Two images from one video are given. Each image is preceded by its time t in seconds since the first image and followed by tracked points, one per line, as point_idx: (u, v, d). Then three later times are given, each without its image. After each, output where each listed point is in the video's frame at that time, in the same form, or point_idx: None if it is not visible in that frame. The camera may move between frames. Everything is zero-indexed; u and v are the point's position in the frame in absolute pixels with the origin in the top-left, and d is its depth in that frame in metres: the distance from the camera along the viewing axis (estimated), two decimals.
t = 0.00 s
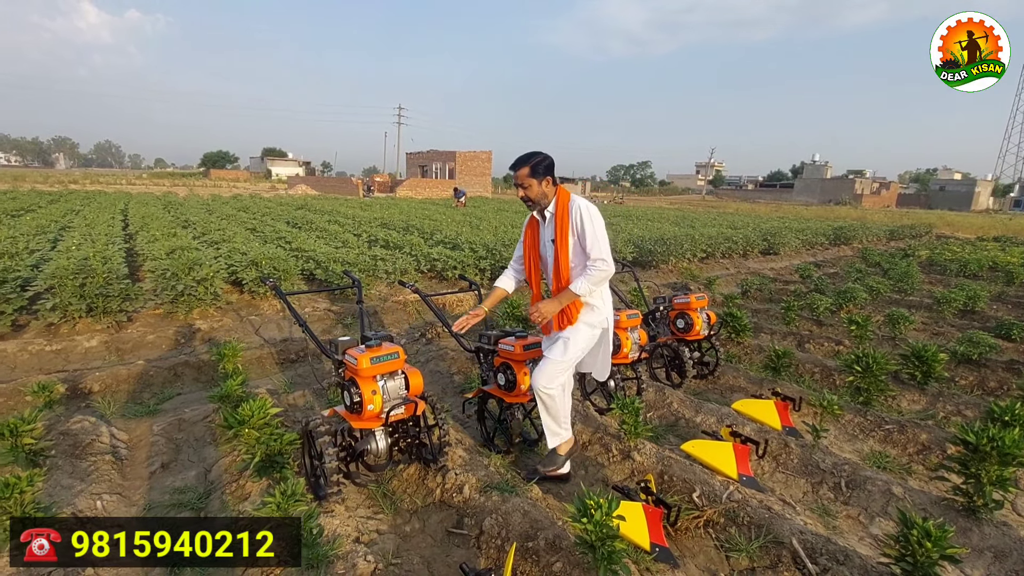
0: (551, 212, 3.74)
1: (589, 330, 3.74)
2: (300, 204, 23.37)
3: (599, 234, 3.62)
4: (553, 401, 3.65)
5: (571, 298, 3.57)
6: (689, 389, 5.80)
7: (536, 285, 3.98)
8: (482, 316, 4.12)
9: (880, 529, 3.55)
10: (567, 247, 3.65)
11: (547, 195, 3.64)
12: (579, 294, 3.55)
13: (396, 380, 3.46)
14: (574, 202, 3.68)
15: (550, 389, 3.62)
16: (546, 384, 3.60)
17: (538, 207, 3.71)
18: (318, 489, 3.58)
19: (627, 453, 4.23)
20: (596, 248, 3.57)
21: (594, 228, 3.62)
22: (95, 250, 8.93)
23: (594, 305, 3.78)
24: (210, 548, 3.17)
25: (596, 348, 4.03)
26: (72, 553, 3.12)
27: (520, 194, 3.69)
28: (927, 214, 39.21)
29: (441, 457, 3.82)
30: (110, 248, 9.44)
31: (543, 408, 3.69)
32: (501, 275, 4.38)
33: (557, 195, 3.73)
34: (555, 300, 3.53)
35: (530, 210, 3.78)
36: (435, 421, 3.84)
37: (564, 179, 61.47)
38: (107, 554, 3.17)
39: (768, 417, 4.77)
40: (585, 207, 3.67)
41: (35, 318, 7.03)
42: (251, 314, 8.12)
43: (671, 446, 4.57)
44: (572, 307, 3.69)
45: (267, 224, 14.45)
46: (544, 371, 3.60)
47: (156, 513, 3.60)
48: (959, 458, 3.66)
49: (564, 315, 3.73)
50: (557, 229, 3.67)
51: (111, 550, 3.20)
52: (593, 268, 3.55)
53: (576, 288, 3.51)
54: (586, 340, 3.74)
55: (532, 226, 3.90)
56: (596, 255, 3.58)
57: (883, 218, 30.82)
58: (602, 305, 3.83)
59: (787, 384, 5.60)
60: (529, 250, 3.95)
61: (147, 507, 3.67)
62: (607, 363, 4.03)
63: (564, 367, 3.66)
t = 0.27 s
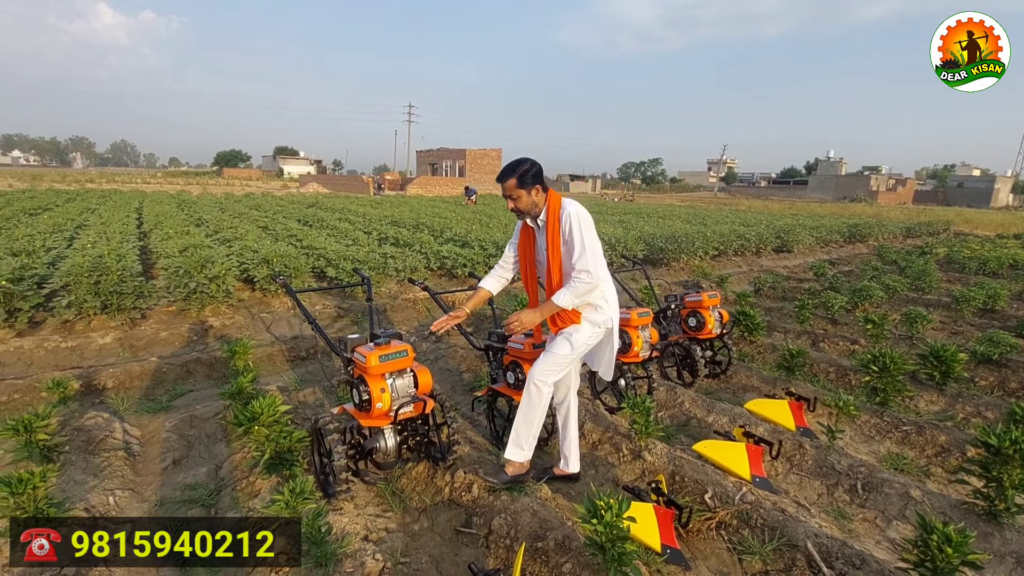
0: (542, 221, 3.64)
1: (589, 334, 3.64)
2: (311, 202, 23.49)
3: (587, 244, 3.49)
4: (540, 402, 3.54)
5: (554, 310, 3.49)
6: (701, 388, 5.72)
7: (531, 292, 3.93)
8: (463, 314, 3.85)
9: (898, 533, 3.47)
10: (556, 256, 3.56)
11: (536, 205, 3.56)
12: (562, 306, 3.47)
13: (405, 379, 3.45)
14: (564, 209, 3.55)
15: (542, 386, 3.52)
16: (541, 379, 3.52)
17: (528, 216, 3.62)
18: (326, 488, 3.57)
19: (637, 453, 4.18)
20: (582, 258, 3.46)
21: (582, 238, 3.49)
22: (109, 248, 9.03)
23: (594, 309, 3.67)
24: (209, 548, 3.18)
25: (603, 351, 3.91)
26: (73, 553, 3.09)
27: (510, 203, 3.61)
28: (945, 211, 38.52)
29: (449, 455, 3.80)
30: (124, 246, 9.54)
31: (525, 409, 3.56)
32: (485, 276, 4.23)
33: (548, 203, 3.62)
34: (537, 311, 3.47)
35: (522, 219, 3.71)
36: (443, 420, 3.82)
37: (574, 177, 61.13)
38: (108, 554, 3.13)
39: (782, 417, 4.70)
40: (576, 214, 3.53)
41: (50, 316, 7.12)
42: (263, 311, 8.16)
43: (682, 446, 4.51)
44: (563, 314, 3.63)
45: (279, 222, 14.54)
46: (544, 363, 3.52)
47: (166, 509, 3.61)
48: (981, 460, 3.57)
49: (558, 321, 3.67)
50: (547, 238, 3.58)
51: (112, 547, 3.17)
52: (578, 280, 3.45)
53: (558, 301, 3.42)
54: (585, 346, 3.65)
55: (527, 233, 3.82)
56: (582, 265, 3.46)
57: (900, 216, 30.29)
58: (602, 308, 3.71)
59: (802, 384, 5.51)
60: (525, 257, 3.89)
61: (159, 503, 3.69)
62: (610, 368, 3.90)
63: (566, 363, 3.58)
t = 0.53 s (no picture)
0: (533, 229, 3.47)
1: (590, 336, 3.50)
2: (329, 195, 23.68)
3: (569, 256, 3.29)
4: (548, 404, 3.48)
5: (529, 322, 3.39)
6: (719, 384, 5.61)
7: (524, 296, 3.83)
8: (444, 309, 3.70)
9: (926, 537, 3.36)
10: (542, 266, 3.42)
11: (524, 215, 3.38)
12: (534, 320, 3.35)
13: (418, 371, 3.40)
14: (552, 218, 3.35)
15: (549, 388, 3.47)
16: (548, 381, 3.47)
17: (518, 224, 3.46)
18: (340, 479, 3.55)
19: (654, 449, 4.11)
20: (560, 273, 3.29)
21: (565, 251, 3.30)
22: (131, 239, 9.16)
23: (591, 311, 3.52)
24: (218, 542, 3.15)
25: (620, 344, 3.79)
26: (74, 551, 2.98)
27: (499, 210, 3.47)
28: (975, 205, 37.40)
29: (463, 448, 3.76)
30: (146, 237, 9.67)
31: (532, 410, 3.51)
32: (476, 269, 4.08)
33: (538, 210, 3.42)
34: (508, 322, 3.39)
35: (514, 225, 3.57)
36: (458, 413, 3.79)
37: (592, 170, 60.65)
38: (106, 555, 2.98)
39: (804, 416, 4.58)
40: (563, 224, 3.32)
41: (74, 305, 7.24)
42: (280, 302, 8.22)
43: (700, 443, 4.42)
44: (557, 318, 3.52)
45: (297, 214, 14.65)
46: (550, 366, 3.46)
47: (182, 498, 3.62)
48: (1015, 463, 3.42)
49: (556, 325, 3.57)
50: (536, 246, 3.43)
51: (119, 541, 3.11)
52: (551, 295, 3.30)
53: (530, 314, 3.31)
54: (584, 350, 3.51)
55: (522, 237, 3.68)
56: (559, 280, 3.29)
57: (927, 209, 29.48)
58: (602, 310, 3.55)
59: (825, 382, 5.37)
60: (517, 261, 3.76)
61: (176, 490, 3.70)
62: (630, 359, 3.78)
63: (573, 365, 3.51)
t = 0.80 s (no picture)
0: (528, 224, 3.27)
1: (597, 325, 3.37)
2: (342, 179, 23.64)
3: (559, 252, 3.10)
4: (554, 394, 3.37)
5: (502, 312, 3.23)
6: (736, 375, 5.47)
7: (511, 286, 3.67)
8: (435, 301, 3.51)
9: (951, 539, 3.23)
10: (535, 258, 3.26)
11: (520, 211, 3.16)
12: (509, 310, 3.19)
13: (428, 358, 3.32)
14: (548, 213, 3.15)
15: (555, 378, 3.36)
16: (554, 371, 3.36)
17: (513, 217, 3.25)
18: (347, 467, 3.49)
19: (668, 442, 4.00)
20: (544, 267, 3.10)
21: (556, 246, 3.10)
22: (144, 222, 9.17)
23: (599, 300, 3.42)
24: (225, 530, 3.11)
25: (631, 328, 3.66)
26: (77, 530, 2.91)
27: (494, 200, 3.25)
28: (1001, 195, 36.34)
29: (472, 438, 3.68)
30: (158, 219, 9.68)
31: (538, 401, 3.42)
32: (467, 258, 3.78)
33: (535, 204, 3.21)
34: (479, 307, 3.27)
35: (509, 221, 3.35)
36: (467, 402, 3.71)
37: (606, 156, 59.92)
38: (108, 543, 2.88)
39: (824, 410, 4.42)
40: (559, 219, 3.12)
41: (87, 287, 7.27)
42: (291, 286, 8.18)
43: (715, 436, 4.31)
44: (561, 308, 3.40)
45: (309, 198, 14.61)
46: (556, 356, 3.37)
47: (190, 482, 3.59)
48: None
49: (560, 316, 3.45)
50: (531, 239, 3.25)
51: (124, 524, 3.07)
52: (529, 287, 3.13)
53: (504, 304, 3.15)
54: (591, 340, 3.39)
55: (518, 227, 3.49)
56: (541, 274, 3.11)
57: (952, 199, 28.70)
58: (609, 298, 3.42)
59: (846, 375, 5.20)
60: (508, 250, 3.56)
61: (183, 473, 3.68)
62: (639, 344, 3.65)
63: (580, 354, 3.40)
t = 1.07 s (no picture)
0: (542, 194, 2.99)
1: (619, 299, 3.18)
2: (359, 149, 23.40)
3: (570, 222, 2.82)
4: (573, 371, 3.20)
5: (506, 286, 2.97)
6: (764, 354, 5.26)
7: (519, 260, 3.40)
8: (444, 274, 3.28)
9: (998, 532, 3.04)
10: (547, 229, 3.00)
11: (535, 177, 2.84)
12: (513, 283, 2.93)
13: (445, 332, 3.18)
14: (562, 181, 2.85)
15: (574, 354, 3.20)
16: (573, 347, 3.20)
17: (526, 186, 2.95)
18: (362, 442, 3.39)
19: (694, 423, 3.83)
20: (552, 238, 2.83)
21: (567, 217, 2.81)
22: (161, 190, 9.11)
23: (620, 273, 3.22)
24: (237, 503, 3.05)
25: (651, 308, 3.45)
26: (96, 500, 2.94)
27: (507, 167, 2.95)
28: None
29: (490, 415, 3.55)
30: (175, 188, 9.62)
31: (557, 378, 3.26)
32: (478, 236, 3.41)
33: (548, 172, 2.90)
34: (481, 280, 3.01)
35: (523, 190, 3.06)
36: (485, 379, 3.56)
37: (626, 127, 58.49)
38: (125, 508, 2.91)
39: (859, 393, 4.24)
40: (574, 187, 2.82)
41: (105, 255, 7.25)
42: (307, 257, 8.09)
43: (743, 417, 4.13)
44: (579, 282, 3.22)
45: (325, 168, 14.45)
46: (575, 331, 3.20)
47: (205, 453, 3.54)
48: None
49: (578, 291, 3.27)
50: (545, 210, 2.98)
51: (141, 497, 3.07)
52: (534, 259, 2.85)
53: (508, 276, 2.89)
54: (612, 315, 3.20)
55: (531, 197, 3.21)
56: (549, 246, 2.84)
57: (990, 173, 27.45)
58: (631, 270, 3.21)
59: (882, 356, 4.96)
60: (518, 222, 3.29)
61: (198, 444, 3.62)
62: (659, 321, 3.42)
63: (601, 330, 3.22)
